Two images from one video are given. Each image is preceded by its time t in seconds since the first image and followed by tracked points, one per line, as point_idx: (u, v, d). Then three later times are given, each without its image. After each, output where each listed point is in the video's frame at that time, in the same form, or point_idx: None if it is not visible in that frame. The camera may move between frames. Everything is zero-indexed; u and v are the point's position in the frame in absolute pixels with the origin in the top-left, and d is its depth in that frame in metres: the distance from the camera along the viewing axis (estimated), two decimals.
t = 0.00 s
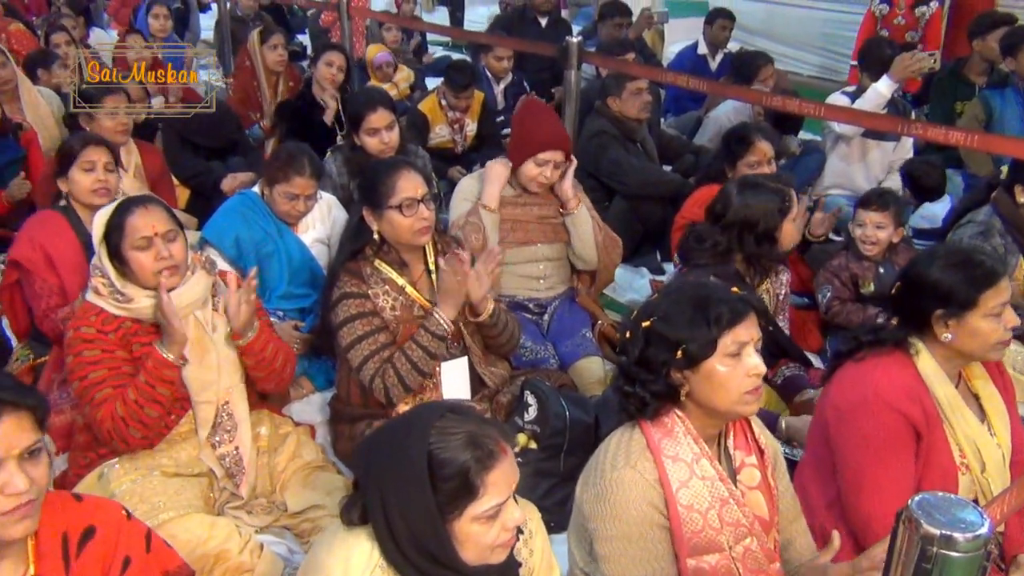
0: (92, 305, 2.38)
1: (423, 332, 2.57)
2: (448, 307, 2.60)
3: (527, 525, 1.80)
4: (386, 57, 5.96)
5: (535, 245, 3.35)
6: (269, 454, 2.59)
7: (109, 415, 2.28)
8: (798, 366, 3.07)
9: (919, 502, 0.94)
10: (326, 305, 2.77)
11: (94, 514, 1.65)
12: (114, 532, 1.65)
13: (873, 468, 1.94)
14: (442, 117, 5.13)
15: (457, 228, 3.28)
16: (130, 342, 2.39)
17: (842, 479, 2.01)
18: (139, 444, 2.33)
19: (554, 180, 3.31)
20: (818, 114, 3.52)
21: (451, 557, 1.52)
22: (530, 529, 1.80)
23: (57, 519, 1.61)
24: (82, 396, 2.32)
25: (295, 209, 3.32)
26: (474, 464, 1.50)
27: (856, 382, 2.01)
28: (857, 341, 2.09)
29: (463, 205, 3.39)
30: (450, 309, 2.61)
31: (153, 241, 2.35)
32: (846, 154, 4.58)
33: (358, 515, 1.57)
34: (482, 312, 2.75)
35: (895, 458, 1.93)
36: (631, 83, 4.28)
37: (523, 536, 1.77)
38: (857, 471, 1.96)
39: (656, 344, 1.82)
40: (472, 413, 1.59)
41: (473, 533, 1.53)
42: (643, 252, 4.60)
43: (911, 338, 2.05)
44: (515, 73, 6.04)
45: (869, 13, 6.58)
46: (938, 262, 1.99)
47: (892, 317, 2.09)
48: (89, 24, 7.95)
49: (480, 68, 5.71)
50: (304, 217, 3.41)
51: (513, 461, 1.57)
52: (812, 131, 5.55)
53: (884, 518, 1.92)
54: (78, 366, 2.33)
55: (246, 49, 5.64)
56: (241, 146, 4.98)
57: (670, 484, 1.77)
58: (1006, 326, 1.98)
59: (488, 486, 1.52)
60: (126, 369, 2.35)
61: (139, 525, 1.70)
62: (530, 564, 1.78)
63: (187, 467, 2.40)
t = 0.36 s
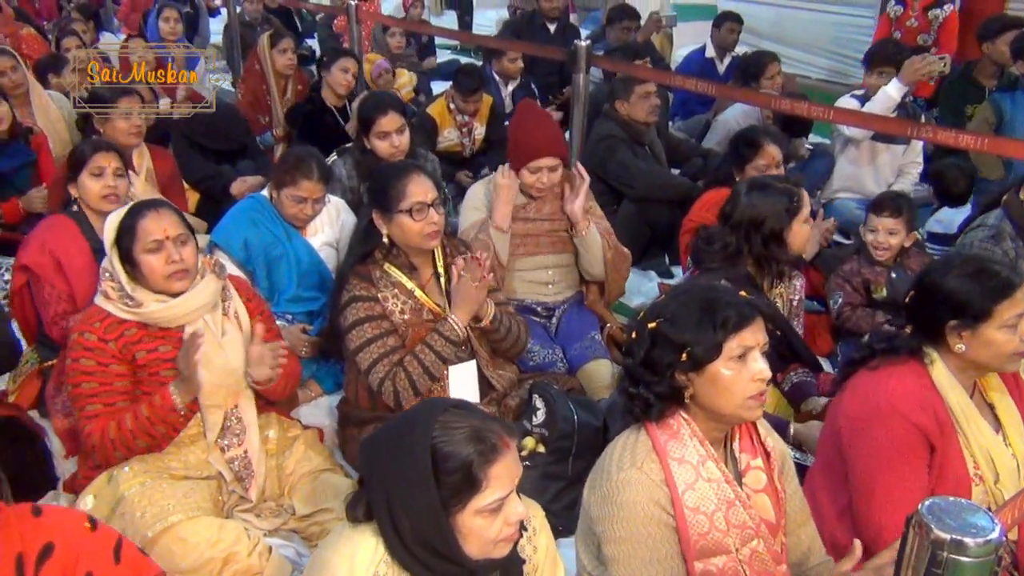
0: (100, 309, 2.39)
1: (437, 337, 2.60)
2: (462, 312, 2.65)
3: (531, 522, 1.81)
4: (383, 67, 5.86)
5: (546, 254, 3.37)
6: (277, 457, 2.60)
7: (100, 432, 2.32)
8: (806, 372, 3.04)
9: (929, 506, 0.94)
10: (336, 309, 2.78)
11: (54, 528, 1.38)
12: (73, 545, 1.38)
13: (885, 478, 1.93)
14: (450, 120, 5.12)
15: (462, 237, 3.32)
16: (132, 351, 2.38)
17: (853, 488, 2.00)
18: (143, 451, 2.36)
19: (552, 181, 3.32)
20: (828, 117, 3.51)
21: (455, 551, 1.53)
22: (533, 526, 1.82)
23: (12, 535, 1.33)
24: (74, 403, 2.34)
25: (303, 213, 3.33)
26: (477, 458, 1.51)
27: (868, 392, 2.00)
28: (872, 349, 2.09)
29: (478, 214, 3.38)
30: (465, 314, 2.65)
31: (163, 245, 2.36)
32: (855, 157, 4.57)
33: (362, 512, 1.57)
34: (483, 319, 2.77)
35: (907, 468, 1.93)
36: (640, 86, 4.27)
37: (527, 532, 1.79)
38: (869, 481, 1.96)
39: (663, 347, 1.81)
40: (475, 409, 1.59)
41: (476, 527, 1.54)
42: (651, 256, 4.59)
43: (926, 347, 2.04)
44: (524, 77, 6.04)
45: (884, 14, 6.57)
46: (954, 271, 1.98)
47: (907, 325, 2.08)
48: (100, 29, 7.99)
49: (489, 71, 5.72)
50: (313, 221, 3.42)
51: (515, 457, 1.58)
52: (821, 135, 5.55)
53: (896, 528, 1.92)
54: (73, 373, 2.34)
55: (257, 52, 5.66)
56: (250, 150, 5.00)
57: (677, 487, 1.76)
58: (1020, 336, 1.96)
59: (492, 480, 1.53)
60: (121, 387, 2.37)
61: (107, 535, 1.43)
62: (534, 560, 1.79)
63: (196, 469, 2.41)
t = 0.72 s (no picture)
0: (94, 313, 2.38)
1: (418, 334, 2.57)
2: (442, 308, 2.61)
3: (522, 522, 1.81)
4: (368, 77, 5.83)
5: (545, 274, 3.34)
6: (272, 461, 2.60)
7: (116, 426, 2.29)
8: (804, 368, 3.05)
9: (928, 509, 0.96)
10: (330, 311, 2.78)
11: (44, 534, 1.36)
12: (67, 552, 1.36)
13: (879, 479, 1.93)
14: (445, 123, 5.14)
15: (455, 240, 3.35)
16: (131, 351, 2.38)
17: (848, 489, 2.01)
18: (141, 454, 2.32)
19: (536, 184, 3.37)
20: (821, 119, 3.51)
21: (444, 550, 1.53)
22: (525, 525, 1.81)
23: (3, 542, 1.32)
24: (85, 404, 2.32)
25: (299, 217, 3.33)
26: (465, 455, 1.51)
27: (861, 394, 2.01)
28: (865, 351, 2.10)
29: (471, 221, 3.42)
30: (444, 310, 2.61)
31: (157, 246, 2.36)
32: (848, 159, 4.59)
33: (353, 513, 1.58)
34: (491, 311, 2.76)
35: (899, 469, 1.93)
36: (634, 89, 4.28)
37: (518, 532, 1.78)
38: (862, 482, 1.96)
39: (655, 349, 1.82)
40: (465, 406, 1.60)
41: (465, 524, 1.54)
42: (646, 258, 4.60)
43: (920, 350, 2.06)
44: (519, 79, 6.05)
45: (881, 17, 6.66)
46: (947, 273, 1.99)
47: (900, 326, 2.09)
48: (94, 33, 7.98)
49: (483, 74, 5.72)
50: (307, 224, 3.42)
51: (504, 455, 1.58)
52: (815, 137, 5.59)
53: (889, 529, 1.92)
54: (80, 375, 2.32)
55: (252, 55, 5.66)
56: (245, 154, 5.00)
57: (671, 488, 1.76)
58: (1013, 338, 1.97)
59: (480, 478, 1.53)
60: (131, 380, 2.36)
61: (98, 540, 1.41)
62: (524, 559, 1.79)
63: (191, 475, 2.40)
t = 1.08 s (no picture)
0: (28, 324, 2.33)
1: (376, 343, 2.58)
2: (402, 316, 2.63)
3: (470, 525, 1.81)
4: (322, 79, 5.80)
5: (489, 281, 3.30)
6: (215, 470, 2.56)
7: (43, 448, 2.26)
8: (745, 371, 3.08)
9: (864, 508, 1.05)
10: (272, 317, 2.74)
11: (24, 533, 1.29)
12: (46, 552, 1.29)
13: (816, 469, 1.97)
14: (390, 125, 5.11)
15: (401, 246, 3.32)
16: (64, 365, 2.33)
17: (787, 480, 2.04)
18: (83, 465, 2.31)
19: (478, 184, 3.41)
20: (761, 119, 3.56)
21: (395, 558, 1.52)
22: (473, 529, 1.82)
23: None
24: (11, 420, 2.28)
25: (240, 220, 3.28)
26: (416, 462, 1.51)
27: (799, 385, 2.05)
28: (802, 344, 2.14)
29: (416, 226, 3.41)
30: (405, 318, 2.63)
31: (98, 256, 2.31)
32: (788, 159, 4.67)
33: (300, 521, 1.56)
34: (424, 323, 2.78)
35: (836, 458, 1.96)
36: (578, 90, 4.30)
37: (467, 537, 1.78)
38: (801, 473, 1.99)
39: (599, 347, 1.83)
40: (413, 413, 1.59)
41: (415, 532, 1.53)
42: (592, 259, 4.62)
43: (852, 341, 2.10)
44: (464, 81, 6.04)
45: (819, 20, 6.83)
46: (880, 268, 2.04)
47: (835, 319, 2.13)
48: (27, 34, 7.78)
49: (428, 76, 5.70)
50: (250, 227, 3.37)
51: (455, 461, 1.57)
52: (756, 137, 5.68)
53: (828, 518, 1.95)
54: (6, 390, 2.28)
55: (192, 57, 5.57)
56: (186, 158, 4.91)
57: (615, 487, 1.78)
58: (942, 328, 2.02)
59: (431, 485, 1.52)
60: (61, 402, 2.32)
61: (73, 543, 1.34)
62: (474, 564, 1.78)
63: (132, 485, 2.34)
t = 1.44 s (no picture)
0: None
1: (312, 348, 2.50)
2: (335, 321, 2.54)
3: (420, 529, 1.80)
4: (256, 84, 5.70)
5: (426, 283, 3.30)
6: (155, 481, 2.49)
7: None
8: (685, 367, 3.11)
9: (797, 493, 1.15)
10: (211, 324, 2.70)
11: None
12: None
13: (758, 464, 2.00)
14: (328, 128, 5.06)
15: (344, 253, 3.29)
16: None
17: (731, 475, 2.07)
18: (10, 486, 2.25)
19: (418, 186, 3.33)
20: (697, 119, 3.60)
21: (346, 564, 1.50)
22: (422, 533, 1.81)
23: None
24: None
25: (176, 226, 3.21)
26: (364, 465, 1.49)
27: (739, 382, 2.08)
28: (742, 341, 2.17)
29: (358, 230, 3.36)
30: (338, 322, 2.54)
31: (25, 265, 2.24)
32: (724, 158, 4.74)
33: (247, 530, 1.54)
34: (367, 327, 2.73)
35: (776, 453, 2.00)
36: (516, 92, 4.31)
37: (417, 542, 1.77)
38: (743, 469, 2.03)
39: (544, 347, 1.84)
40: (362, 417, 1.58)
41: (366, 536, 1.51)
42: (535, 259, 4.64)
43: (791, 337, 2.14)
44: (402, 82, 6.01)
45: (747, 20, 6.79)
46: (816, 264, 2.08)
47: (774, 316, 2.17)
48: None
49: (366, 78, 5.66)
50: (187, 233, 3.30)
51: (404, 464, 1.56)
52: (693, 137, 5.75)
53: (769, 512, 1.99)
54: None
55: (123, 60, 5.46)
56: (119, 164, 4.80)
57: (561, 485, 1.79)
58: (877, 324, 2.07)
59: (381, 487, 1.51)
60: None
61: None
62: (424, 568, 1.78)
63: (67, 499, 2.30)
